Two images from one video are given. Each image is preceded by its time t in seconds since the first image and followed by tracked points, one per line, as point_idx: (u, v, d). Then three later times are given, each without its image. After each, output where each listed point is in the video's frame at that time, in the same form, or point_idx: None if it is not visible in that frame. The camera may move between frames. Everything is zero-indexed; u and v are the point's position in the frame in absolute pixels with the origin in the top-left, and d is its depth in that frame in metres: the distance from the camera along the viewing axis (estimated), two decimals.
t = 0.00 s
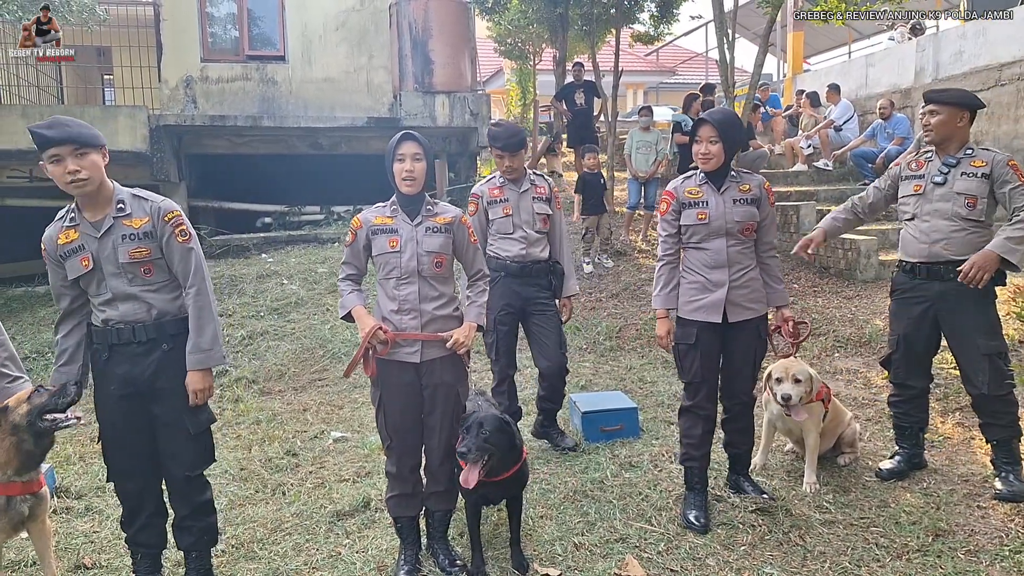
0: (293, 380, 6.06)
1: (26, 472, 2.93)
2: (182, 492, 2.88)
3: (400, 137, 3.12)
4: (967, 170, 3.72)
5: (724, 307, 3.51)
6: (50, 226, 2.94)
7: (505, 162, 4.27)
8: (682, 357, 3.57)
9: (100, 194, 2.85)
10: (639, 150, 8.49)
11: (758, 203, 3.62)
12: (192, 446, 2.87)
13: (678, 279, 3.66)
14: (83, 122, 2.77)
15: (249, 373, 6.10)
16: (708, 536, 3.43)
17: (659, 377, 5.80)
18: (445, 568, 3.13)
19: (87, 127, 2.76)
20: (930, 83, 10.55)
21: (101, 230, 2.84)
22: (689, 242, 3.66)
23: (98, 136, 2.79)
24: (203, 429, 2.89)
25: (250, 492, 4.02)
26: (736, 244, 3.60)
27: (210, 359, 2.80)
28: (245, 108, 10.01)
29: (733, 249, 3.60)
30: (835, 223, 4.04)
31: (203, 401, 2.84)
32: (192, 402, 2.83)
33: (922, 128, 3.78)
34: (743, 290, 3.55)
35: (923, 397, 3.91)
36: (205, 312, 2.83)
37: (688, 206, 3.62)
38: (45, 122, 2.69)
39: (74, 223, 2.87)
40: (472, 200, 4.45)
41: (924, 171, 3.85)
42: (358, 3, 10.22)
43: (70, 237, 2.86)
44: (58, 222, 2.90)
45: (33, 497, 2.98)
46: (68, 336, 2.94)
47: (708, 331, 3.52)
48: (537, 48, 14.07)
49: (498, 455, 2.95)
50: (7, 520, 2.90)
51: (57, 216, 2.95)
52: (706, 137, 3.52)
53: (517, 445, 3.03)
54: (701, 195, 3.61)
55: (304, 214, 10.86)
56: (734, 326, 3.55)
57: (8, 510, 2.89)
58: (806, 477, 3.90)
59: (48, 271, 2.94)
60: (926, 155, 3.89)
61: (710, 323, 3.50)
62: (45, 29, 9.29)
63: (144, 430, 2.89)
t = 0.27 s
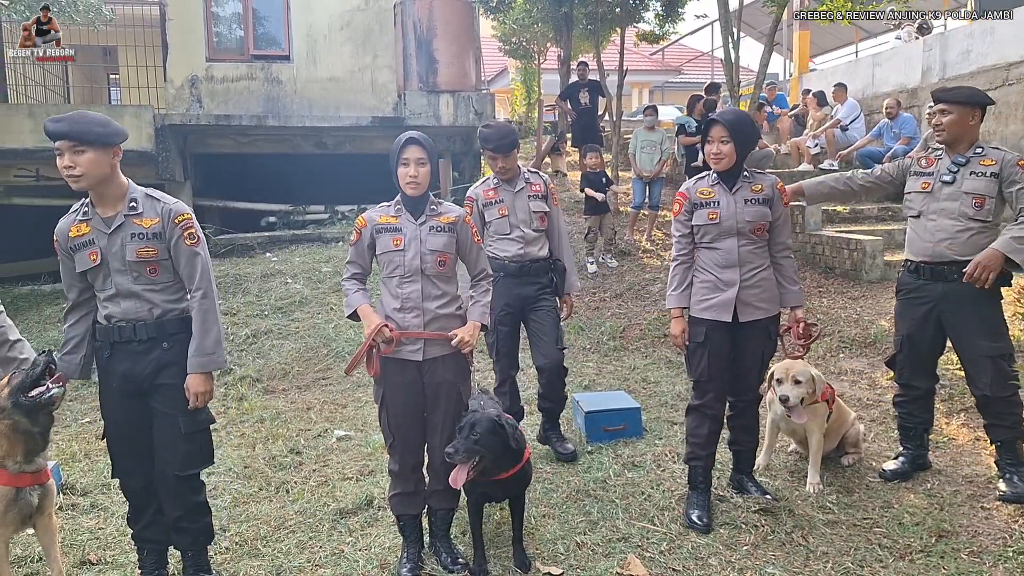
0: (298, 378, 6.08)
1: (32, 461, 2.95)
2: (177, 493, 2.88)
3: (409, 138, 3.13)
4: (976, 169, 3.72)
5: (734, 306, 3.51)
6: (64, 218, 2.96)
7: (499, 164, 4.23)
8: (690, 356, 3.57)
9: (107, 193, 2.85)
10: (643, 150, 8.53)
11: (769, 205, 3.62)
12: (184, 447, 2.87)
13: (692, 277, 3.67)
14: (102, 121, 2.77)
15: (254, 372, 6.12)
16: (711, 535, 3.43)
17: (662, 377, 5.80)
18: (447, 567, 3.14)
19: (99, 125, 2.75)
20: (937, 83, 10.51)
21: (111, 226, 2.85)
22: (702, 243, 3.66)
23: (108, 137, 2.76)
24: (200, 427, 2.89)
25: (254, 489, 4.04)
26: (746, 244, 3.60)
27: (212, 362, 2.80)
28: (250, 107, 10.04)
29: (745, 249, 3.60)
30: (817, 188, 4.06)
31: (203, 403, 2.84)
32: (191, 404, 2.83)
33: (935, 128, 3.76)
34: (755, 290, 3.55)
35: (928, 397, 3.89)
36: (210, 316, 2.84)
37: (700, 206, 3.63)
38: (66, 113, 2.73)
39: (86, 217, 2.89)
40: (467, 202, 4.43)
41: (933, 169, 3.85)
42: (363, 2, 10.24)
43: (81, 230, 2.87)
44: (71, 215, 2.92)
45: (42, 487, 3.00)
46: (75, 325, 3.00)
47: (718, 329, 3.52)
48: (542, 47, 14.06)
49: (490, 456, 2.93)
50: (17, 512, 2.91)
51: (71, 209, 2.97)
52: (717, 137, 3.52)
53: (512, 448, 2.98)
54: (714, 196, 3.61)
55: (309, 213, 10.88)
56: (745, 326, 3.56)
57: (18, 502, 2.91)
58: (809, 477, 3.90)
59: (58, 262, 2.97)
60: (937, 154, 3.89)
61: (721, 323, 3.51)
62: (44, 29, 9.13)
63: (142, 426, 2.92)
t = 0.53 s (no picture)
0: (303, 378, 6.11)
1: (38, 460, 2.99)
2: (186, 492, 2.91)
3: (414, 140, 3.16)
4: (981, 170, 3.70)
5: (743, 306, 3.52)
6: (87, 215, 3.04)
7: (503, 165, 4.24)
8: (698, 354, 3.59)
9: (118, 196, 2.90)
10: (649, 150, 8.54)
11: (779, 207, 3.62)
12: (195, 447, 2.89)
13: (702, 277, 3.68)
14: (105, 126, 2.81)
15: (260, 372, 6.16)
16: (714, 535, 3.44)
17: (666, 377, 5.80)
18: (449, 566, 3.16)
19: (93, 131, 2.78)
20: (944, 82, 10.46)
21: (127, 226, 2.90)
22: (711, 243, 3.67)
23: (105, 141, 2.79)
24: (210, 428, 2.92)
25: (259, 489, 4.07)
26: (754, 246, 3.61)
27: (218, 367, 2.81)
28: (257, 108, 10.08)
29: (754, 251, 3.61)
30: (858, 223, 4.04)
31: (209, 409, 2.84)
32: (198, 408, 2.85)
33: (958, 127, 3.72)
34: (763, 290, 3.56)
35: (931, 397, 3.88)
36: (217, 321, 2.86)
37: (711, 207, 3.64)
38: (78, 118, 2.84)
39: (105, 215, 2.95)
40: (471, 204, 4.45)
41: (938, 169, 3.84)
42: (369, 3, 10.26)
43: (100, 227, 2.94)
44: (93, 212, 2.99)
45: (49, 486, 3.05)
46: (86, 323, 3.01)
47: (728, 330, 3.53)
48: (548, 47, 14.06)
49: (486, 457, 2.94)
50: (24, 510, 2.95)
51: (95, 206, 3.05)
52: (728, 138, 3.55)
53: (508, 448, 2.99)
54: (724, 196, 3.63)
55: (315, 214, 10.93)
56: (754, 325, 3.56)
57: (25, 500, 2.95)
58: (812, 478, 3.90)
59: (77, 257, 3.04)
60: (943, 153, 3.87)
61: (729, 323, 3.52)
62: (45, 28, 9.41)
63: (147, 425, 2.95)
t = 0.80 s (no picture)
0: (309, 377, 6.16)
1: (47, 458, 3.03)
2: (197, 489, 2.96)
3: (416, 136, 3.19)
4: (981, 168, 3.72)
5: (746, 304, 3.54)
6: (105, 216, 3.10)
7: (516, 170, 4.18)
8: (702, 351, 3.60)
9: (134, 196, 2.95)
10: (653, 150, 8.53)
11: (786, 208, 3.64)
12: (206, 446, 2.93)
13: (707, 275, 3.70)
14: (118, 127, 2.87)
15: (266, 371, 6.21)
16: (715, 533, 3.45)
17: (670, 376, 5.82)
18: (452, 562, 3.17)
19: (104, 133, 2.84)
20: (950, 81, 10.43)
21: (141, 226, 2.94)
22: (718, 241, 3.69)
23: (117, 142, 2.84)
24: (218, 427, 2.95)
25: (264, 486, 4.11)
26: (759, 246, 3.63)
27: (227, 367, 2.85)
28: (264, 109, 10.14)
29: (760, 250, 3.63)
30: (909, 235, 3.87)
31: (218, 406, 2.89)
32: (206, 407, 2.89)
33: (956, 126, 3.74)
34: (768, 288, 3.58)
35: (935, 397, 3.88)
36: (227, 320, 2.89)
37: (719, 205, 3.66)
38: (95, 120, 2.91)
39: (122, 216, 3.00)
40: (478, 203, 4.39)
41: (940, 170, 3.84)
42: (375, 4, 10.31)
43: (116, 228, 2.99)
44: (110, 213, 3.05)
45: (56, 485, 3.09)
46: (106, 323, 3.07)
47: (731, 326, 3.54)
48: (554, 47, 14.06)
49: (484, 455, 2.97)
50: (32, 507, 3.00)
51: (113, 207, 3.11)
52: (737, 138, 3.56)
53: (508, 446, 3.02)
54: (733, 195, 3.64)
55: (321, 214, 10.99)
56: (758, 323, 3.58)
57: (33, 498, 3.00)
58: (814, 476, 3.91)
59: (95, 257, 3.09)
60: (943, 155, 3.88)
61: (731, 320, 3.54)
62: (44, 29, 9.59)
63: (160, 423, 2.97)
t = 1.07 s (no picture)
0: (313, 376, 6.17)
1: (44, 454, 3.03)
2: (204, 487, 2.98)
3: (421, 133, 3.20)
4: (988, 164, 3.70)
5: (748, 301, 3.53)
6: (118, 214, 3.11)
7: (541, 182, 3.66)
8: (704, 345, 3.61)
9: (144, 195, 2.95)
10: (658, 148, 8.57)
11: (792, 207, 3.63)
12: (213, 445, 2.95)
13: (709, 271, 3.69)
14: (126, 128, 2.88)
15: (270, 370, 6.23)
16: (717, 532, 3.44)
17: (674, 376, 5.81)
18: (453, 560, 3.18)
19: (112, 133, 2.85)
20: (958, 79, 10.37)
21: (151, 224, 2.95)
22: (719, 238, 3.68)
23: (126, 142, 2.86)
24: (226, 425, 2.96)
25: (267, 485, 4.12)
26: (763, 244, 3.62)
27: (234, 363, 2.86)
28: (269, 108, 10.17)
29: (763, 248, 3.62)
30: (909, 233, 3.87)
31: (226, 402, 2.91)
32: (214, 402, 2.90)
33: (957, 123, 3.72)
34: (768, 286, 3.57)
35: (942, 398, 3.86)
36: (234, 317, 2.89)
37: (724, 202, 3.64)
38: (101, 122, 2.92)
39: (133, 214, 3.01)
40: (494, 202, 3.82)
41: (946, 167, 3.82)
42: (379, 3, 10.31)
43: (127, 226, 3.00)
44: (122, 211, 3.06)
45: (55, 481, 3.09)
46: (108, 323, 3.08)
47: (733, 324, 3.54)
48: (560, 46, 14.03)
49: (489, 449, 2.97)
50: (31, 503, 3.00)
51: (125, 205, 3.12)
52: (743, 137, 3.56)
53: (511, 440, 3.03)
54: (738, 193, 3.62)
55: (327, 213, 11.01)
56: (760, 320, 3.58)
57: (30, 495, 3.00)
58: (816, 475, 3.89)
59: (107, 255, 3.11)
60: (947, 151, 3.85)
61: (733, 316, 3.54)
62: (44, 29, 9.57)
63: (170, 420, 3.00)
